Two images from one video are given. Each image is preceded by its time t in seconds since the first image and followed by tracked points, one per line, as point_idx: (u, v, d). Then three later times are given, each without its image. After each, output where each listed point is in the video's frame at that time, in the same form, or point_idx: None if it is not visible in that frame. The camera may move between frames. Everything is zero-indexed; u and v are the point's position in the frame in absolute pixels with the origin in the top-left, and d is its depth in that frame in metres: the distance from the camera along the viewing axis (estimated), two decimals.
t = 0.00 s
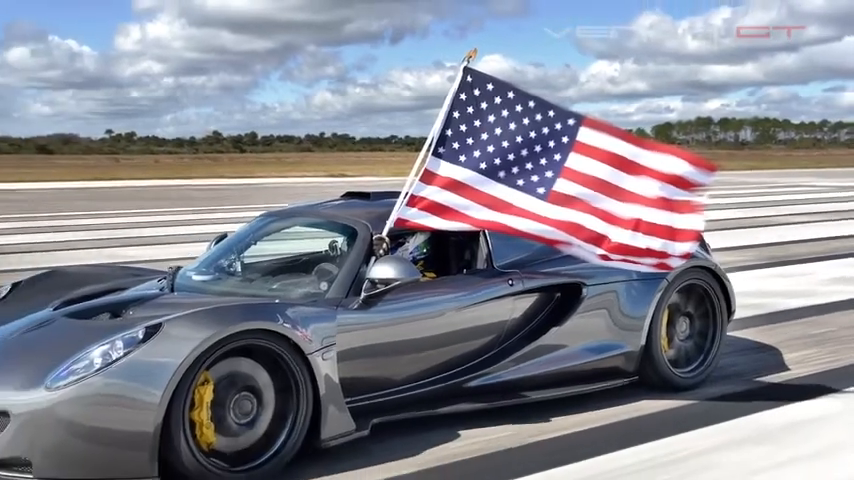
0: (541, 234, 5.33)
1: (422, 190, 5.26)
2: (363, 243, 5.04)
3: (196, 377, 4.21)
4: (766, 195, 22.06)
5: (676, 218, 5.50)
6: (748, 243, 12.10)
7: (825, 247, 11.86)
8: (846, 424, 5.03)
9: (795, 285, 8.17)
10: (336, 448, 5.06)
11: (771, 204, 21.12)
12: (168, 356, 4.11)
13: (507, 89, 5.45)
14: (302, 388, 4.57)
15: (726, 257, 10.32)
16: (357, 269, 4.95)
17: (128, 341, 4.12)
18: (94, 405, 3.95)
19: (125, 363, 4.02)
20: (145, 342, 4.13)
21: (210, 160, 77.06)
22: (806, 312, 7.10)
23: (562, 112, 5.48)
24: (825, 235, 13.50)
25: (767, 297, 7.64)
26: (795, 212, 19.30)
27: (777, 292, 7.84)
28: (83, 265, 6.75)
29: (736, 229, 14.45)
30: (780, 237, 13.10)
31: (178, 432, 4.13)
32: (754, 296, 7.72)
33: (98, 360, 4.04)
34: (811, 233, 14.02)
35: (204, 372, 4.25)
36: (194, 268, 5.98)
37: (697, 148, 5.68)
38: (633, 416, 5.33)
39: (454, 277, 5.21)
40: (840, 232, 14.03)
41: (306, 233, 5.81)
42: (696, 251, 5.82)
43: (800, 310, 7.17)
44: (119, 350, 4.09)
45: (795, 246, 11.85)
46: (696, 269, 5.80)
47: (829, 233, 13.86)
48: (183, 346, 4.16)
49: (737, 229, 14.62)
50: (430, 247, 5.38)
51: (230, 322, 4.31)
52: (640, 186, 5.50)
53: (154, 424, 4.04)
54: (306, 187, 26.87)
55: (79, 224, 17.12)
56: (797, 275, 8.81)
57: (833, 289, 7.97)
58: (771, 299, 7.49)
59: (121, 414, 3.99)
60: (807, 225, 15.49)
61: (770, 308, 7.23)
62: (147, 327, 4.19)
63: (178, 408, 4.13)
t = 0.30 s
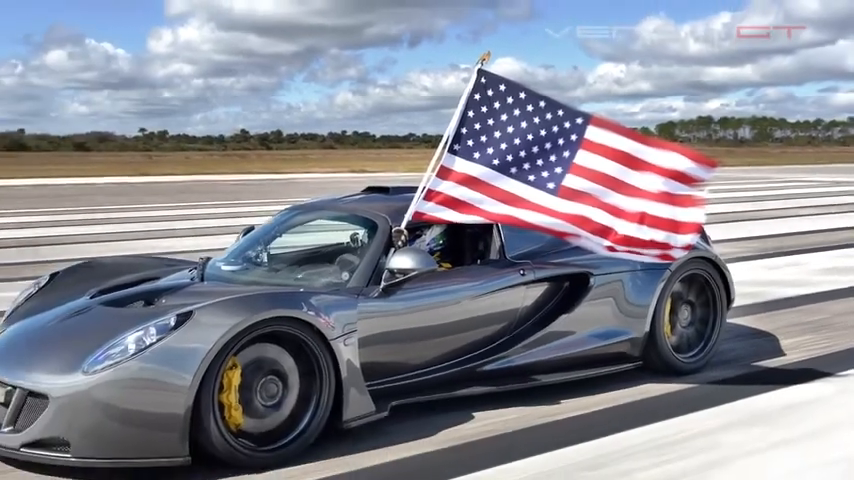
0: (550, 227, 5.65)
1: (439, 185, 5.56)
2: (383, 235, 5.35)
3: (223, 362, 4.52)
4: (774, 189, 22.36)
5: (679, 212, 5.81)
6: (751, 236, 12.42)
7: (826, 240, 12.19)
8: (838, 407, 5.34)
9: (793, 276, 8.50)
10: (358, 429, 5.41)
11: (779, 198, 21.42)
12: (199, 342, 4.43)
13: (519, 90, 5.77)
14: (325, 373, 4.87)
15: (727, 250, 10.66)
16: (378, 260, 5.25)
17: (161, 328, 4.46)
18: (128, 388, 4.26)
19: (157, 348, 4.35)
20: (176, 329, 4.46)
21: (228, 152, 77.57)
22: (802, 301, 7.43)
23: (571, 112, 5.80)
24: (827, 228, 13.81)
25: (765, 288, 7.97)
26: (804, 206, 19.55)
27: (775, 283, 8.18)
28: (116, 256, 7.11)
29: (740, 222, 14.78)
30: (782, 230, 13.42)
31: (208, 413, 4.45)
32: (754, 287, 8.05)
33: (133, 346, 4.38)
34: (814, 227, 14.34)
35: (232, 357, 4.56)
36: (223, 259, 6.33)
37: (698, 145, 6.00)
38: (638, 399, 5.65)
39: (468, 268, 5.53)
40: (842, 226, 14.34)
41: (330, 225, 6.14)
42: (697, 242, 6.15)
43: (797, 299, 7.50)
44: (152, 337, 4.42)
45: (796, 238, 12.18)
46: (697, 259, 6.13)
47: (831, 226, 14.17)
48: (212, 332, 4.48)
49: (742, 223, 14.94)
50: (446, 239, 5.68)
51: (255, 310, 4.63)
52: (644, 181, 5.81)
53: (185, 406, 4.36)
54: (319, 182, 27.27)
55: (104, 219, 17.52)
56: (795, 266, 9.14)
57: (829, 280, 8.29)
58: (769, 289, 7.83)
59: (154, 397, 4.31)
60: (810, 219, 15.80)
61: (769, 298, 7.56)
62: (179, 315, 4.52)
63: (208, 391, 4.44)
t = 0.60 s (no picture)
0: (561, 220, 5.98)
1: (455, 180, 5.92)
2: (403, 228, 5.69)
3: (252, 346, 4.86)
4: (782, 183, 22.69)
5: (681, 205, 6.18)
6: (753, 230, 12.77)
7: (826, 234, 12.53)
8: (832, 389, 5.69)
9: (790, 267, 8.86)
10: (379, 409, 5.79)
11: (787, 192, 21.74)
12: (229, 327, 4.78)
13: (530, 90, 6.13)
14: (348, 357, 5.20)
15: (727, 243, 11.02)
16: (398, 251, 5.60)
17: (194, 314, 4.80)
18: (161, 371, 4.60)
19: (190, 333, 4.69)
20: (207, 315, 4.80)
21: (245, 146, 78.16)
22: (798, 291, 7.80)
23: (579, 111, 6.16)
24: (830, 223, 14.16)
25: (763, 279, 8.33)
26: (814, 201, 19.86)
27: (773, 274, 8.54)
28: (148, 247, 7.51)
29: (744, 217, 15.12)
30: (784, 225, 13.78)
31: (237, 392, 4.79)
32: (752, 277, 8.41)
33: (167, 331, 4.72)
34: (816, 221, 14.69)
35: (259, 342, 4.90)
36: (253, 249, 6.71)
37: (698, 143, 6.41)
38: (643, 382, 6.01)
39: (483, 258, 5.89)
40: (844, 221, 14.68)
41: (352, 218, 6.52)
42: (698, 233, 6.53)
43: (793, 289, 7.87)
44: (185, 322, 4.76)
45: (797, 233, 12.53)
46: (698, 250, 6.51)
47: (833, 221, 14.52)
48: (240, 318, 4.82)
49: (746, 218, 15.29)
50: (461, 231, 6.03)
51: (282, 298, 4.97)
52: (648, 177, 6.19)
53: (216, 388, 4.71)
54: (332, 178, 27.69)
55: (130, 214, 17.99)
56: (792, 259, 9.51)
57: (824, 271, 8.66)
58: (766, 280, 8.20)
59: (186, 379, 4.64)
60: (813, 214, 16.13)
61: (766, 288, 7.93)
62: (210, 301, 4.88)
63: (238, 374, 4.78)
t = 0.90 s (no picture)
0: (570, 212, 6.38)
1: (471, 175, 6.30)
2: (422, 220, 6.10)
3: (281, 331, 5.26)
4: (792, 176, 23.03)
5: (683, 198, 6.60)
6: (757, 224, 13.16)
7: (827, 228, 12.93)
8: (825, 371, 6.09)
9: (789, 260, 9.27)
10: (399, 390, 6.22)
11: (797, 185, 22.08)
12: (260, 313, 5.16)
13: (542, 91, 6.53)
14: (371, 341, 5.62)
15: (729, 237, 11.42)
16: (417, 241, 6.00)
17: (226, 300, 5.19)
18: (196, 354, 4.97)
19: (222, 319, 5.07)
20: (239, 301, 5.19)
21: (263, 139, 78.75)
22: (795, 282, 8.21)
23: (588, 110, 6.57)
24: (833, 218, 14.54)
25: (762, 270, 8.74)
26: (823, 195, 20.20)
27: (772, 267, 8.96)
28: (180, 239, 7.95)
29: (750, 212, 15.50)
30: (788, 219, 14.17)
31: (267, 374, 5.18)
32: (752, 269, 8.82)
33: (201, 316, 5.10)
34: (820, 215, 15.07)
35: (287, 327, 5.30)
36: (282, 240, 7.15)
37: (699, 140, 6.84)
38: (648, 365, 6.42)
39: (498, 248, 6.29)
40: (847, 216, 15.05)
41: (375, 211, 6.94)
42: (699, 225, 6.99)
43: (791, 280, 8.29)
44: (218, 308, 5.15)
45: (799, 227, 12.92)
46: (700, 241, 6.97)
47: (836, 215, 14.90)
48: (269, 304, 5.21)
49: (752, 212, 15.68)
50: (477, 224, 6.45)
51: (308, 286, 5.36)
52: (652, 172, 6.60)
53: (246, 371, 5.08)
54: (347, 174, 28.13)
55: (147, 208, 18.43)
56: (790, 252, 9.92)
57: (820, 263, 9.07)
58: (764, 272, 8.61)
59: (219, 362, 5.02)
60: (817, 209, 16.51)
61: (765, 279, 8.34)
62: (242, 289, 5.27)
63: (267, 356, 5.17)
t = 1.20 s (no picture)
0: (580, 204, 6.84)
1: (487, 170, 6.75)
2: (442, 212, 6.56)
3: (310, 316, 5.72)
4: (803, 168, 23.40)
5: (686, 192, 7.05)
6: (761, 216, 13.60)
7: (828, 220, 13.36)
8: (819, 353, 6.54)
9: (786, 251, 9.73)
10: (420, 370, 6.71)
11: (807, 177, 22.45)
12: (289, 299, 5.63)
13: (554, 91, 7.00)
14: (394, 325, 6.09)
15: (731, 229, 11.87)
16: (437, 232, 6.47)
17: (259, 287, 5.66)
18: (231, 337, 5.43)
19: (256, 304, 5.53)
20: (271, 288, 5.65)
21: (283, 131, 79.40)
22: (791, 271, 8.68)
23: (597, 110, 7.04)
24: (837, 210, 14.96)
25: (761, 260, 9.20)
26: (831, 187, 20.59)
27: (770, 257, 9.42)
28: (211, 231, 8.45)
29: (756, 204, 15.94)
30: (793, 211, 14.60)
31: (297, 355, 5.64)
32: (751, 259, 9.29)
33: (235, 301, 5.57)
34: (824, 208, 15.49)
35: (316, 312, 5.77)
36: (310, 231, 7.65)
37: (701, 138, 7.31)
38: (653, 347, 6.88)
39: (513, 239, 6.75)
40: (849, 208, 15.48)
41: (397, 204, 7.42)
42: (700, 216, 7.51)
43: (787, 270, 8.75)
44: (251, 294, 5.61)
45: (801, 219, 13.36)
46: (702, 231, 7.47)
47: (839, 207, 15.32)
48: (298, 291, 5.67)
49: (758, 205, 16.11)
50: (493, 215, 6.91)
51: (334, 274, 5.83)
52: (657, 167, 7.07)
53: (278, 353, 5.54)
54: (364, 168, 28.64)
55: (170, 201, 18.95)
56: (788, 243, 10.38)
57: (817, 254, 9.53)
58: (762, 262, 9.07)
59: (252, 344, 5.47)
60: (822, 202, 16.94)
61: (763, 269, 8.80)
62: (273, 277, 5.74)
63: (298, 338, 5.65)
